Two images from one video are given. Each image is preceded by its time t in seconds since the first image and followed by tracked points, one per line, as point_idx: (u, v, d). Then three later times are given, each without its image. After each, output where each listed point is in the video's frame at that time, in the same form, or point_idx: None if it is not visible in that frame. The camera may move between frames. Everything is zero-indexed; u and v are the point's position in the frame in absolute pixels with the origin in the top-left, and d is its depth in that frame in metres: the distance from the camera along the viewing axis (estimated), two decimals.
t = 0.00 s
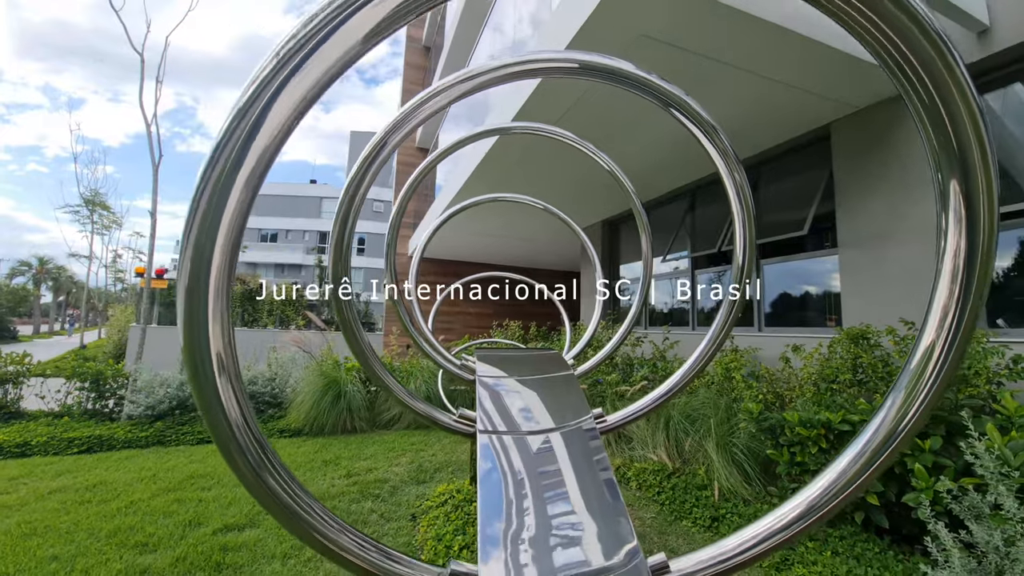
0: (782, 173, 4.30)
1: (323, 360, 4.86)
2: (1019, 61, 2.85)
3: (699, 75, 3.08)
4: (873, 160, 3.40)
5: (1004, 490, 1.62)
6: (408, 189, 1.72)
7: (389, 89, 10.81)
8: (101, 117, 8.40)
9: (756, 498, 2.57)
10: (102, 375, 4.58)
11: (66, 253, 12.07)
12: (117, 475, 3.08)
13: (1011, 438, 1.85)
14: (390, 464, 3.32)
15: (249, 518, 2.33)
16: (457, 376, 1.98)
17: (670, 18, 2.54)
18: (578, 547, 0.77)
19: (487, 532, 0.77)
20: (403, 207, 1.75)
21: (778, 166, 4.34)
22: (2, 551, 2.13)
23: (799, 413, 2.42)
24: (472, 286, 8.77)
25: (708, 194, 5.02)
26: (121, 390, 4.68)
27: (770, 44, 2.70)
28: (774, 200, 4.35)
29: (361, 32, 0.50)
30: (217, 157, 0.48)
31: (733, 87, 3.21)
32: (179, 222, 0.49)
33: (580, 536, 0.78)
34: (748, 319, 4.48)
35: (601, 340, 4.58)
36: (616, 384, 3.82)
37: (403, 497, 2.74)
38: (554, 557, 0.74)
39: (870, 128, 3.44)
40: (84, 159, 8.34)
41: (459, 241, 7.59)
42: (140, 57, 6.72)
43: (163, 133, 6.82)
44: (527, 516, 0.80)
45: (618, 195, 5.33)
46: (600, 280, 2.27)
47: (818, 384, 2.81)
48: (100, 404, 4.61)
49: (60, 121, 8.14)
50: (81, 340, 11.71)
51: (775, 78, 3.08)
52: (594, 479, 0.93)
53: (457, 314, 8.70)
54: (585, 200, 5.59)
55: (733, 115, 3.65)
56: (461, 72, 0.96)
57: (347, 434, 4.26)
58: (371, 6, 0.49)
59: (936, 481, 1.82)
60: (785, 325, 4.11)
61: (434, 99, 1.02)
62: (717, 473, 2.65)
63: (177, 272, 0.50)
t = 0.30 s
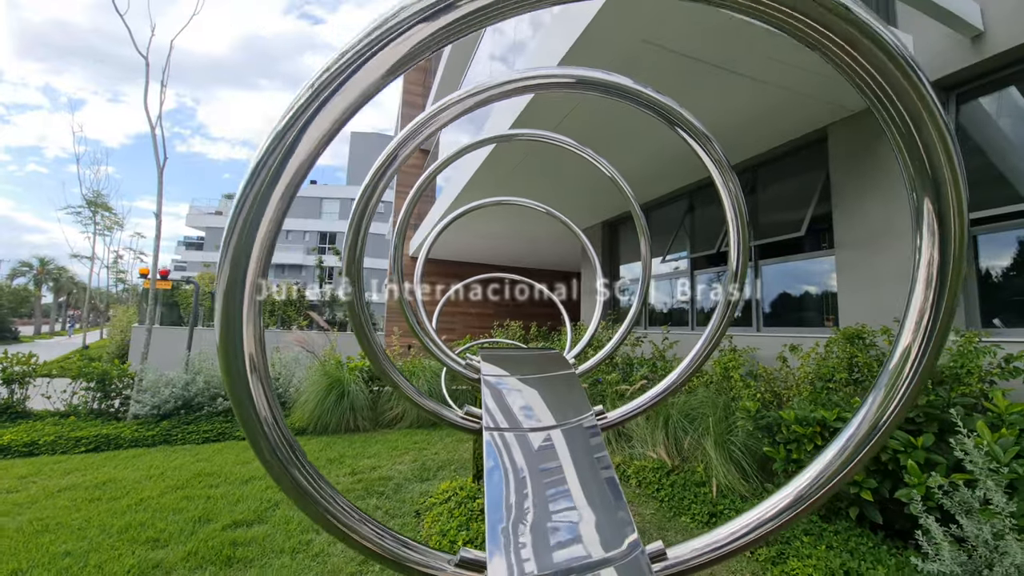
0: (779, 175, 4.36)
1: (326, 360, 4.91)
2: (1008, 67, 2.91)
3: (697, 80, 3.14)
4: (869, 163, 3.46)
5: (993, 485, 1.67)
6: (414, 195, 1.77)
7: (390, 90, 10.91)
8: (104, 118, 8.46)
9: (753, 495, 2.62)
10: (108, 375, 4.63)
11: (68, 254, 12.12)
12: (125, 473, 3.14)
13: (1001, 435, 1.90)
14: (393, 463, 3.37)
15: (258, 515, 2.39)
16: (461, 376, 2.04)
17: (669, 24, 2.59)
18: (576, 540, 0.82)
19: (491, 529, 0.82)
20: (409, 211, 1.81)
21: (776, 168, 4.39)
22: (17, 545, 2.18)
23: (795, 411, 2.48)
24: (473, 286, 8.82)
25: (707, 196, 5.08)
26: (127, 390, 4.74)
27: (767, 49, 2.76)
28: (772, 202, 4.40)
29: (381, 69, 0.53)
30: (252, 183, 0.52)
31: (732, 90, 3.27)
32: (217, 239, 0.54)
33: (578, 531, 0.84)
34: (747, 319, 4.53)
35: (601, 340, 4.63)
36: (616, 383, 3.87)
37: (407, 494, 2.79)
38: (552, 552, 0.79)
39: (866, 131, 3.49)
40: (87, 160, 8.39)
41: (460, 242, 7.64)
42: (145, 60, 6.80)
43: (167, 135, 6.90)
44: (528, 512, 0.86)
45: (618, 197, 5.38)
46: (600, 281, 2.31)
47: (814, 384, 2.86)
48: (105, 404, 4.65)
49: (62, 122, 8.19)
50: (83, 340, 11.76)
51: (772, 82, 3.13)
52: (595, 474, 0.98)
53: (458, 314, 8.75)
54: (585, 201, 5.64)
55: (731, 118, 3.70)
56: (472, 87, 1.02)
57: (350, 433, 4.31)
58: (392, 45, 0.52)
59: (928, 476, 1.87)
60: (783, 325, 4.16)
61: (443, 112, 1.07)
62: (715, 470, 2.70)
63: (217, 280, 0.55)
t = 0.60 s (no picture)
0: (776, 177, 4.43)
1: (329, 360, 4.96)
2: (997, 73, 2.97)
3: (694, 84, 3.21)
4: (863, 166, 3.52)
5: (978, 479, 1.73)
6: (419, 199, 1.83)
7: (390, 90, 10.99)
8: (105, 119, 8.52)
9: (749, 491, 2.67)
10: (113, 375, 4.69)
11: (69, 255, 12.16)
12: (132, 470, 3.19)
13: (988, 431, 1.95)
14: (396, 460, 3.43)
15: (264, 510, 2.45)
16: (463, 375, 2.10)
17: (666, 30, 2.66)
18: (576, 535, 0.89)
19: (496, 523, 0.89)
20: (415, 215, 1.87)
21: (772, 170, 4.46)
22: (30, 540, 2.24)
23: (789, 408, 2.54)
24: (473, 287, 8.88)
25: (704, 198, 5.14)
26: (132, 389, 4.80)
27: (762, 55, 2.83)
28: (768, 203, 4.46)
29: (398, 98, 0.58)
30: (280, 200, 0.59)
31: (727, 95, 3.34)
32: (250, 249, 0.60)
33: (577, 524, 0.90)
34: (744, 319, 4.60)
35: (600, 340, 4.70)
36: (615, 382, 3.94)
37: (409, 491, 2.85)
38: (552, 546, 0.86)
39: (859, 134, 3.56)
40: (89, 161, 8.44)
41: (460, 243, 7.70)
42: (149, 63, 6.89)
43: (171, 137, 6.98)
44: (530, 506, 0.93)
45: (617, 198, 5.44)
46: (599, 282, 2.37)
47: (809, 382, 2.91)
48: (111, 404, 4.71)
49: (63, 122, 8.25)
50: (85, 341, 11.80)
51: (766, 87, 3.21)
52: (593, 468, 1.04)
53: (459, 314, 8.81)
54: (585, 202, 5.70)
55: (728, 121, 3.77)
56: (475, 102, 1.08)
57: (352, 432, 4.37)
58: (407, 78, 0.57)
59: (916, 472, 1.92)
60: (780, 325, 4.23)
61: (448, 126, 1.14)
62: (711, 466, 2.76)
63: (249, 287, 0.62)
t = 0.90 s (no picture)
0: (773, 178, 4.48)
1: (331, 360, 5.01)
2: (989, 77, 3.02)
3: (692, 86, 3.26)
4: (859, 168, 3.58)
5: (965, 474, 1.77)
6: (423, 201, 1.89)
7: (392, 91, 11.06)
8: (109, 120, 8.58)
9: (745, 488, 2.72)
10: (117, 374, 4.74)
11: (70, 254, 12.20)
12: (139, 467, 3.24)
13: (976, 428, 2.00)
14: (398, 458, 3.48)
15: (270, 506, 2.50)
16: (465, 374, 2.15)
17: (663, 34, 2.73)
18: (577, 529, 0.94)
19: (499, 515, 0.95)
20: (419, 218, 1.92)
21: (770, 172, 4.51)
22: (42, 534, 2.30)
23: (784, 406, 2.60)
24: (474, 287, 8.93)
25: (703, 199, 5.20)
26: (136, 388, 4.85)
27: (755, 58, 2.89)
28: (766, 204, 4.51)
29: (409, 119, 0.64)
30: (302, 208, 0.64)
31: (724, 97, 3.40)
32: (274, 253, 0.66)
33: (576, 517, 0.96)
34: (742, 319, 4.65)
35: (599, 339, 4.75)
36: (614, 381, 4.00)
37: (412, 487, 2.91)
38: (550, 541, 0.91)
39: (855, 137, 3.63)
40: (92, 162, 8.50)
41: (461, 243, 7.76)
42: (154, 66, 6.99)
43: (174, 137, 7.06)
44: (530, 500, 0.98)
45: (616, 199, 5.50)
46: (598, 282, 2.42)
47: (805, 381, 2.95)
48: (116, 402, 4.76)
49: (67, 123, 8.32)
50: (86, 340, 11.83)
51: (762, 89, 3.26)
52: (593, 463, 1.11)
53: (459, 314, 8.87)
54: (584, 203, 5.76)
55: (725, 123, 3.83)
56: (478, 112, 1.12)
57: (354, 430, 4.42)
58: (419, 98, 0.62)
59: (907, 468, 1.95)
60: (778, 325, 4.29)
61: (452, 135, 1.18)
62: (708, 463, 2.82)
63: (270, 288, 0.68)
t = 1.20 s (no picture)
0: (769, 181, 4.55)
1: (334, 359, 5.08)
2: (980, 82, 3.09)
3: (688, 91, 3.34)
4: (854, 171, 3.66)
5: (948, 468, 1.85)
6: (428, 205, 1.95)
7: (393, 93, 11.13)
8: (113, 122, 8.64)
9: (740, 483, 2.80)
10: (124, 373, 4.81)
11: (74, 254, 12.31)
12: (148, 464, 3.32)
13: (962, 424, 2.05)
14: (401, 455, 3.55)
15: (278, 501, 2.57)
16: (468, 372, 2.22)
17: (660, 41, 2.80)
18: (575, 521, 1.01)
19: (502, 508, 1.02)
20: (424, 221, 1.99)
21: (767, 174, 4.58)
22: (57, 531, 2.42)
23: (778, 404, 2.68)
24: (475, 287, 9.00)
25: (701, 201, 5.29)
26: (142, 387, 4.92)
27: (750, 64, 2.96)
28: (763, 206, 4.58)
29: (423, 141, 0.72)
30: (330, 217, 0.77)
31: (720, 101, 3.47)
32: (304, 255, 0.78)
33: (574, 510, 1.02)
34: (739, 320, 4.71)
35: (598, 339, 4.82)
36: (613, 379, 4.07)
37: (415, 483, 2.98)
38: (550, 534, 0.97)
39: (849, 141, 3.71)
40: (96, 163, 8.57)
41: (462, 244, 7.84)
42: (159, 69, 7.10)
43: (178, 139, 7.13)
44: (531, 495, 1.05)
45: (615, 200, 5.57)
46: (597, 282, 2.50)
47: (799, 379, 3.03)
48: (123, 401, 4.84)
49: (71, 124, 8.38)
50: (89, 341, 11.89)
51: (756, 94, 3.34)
52: (594, 459, 1.17)
53: (460, 314, 8.94)
54: (584, 204, 5.83)
55: (721, 126, 3.90)
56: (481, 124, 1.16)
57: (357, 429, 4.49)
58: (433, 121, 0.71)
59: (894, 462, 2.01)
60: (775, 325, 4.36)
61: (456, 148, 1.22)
62: (704, 460, 2.90)
63: (299, 286, 0.80)
